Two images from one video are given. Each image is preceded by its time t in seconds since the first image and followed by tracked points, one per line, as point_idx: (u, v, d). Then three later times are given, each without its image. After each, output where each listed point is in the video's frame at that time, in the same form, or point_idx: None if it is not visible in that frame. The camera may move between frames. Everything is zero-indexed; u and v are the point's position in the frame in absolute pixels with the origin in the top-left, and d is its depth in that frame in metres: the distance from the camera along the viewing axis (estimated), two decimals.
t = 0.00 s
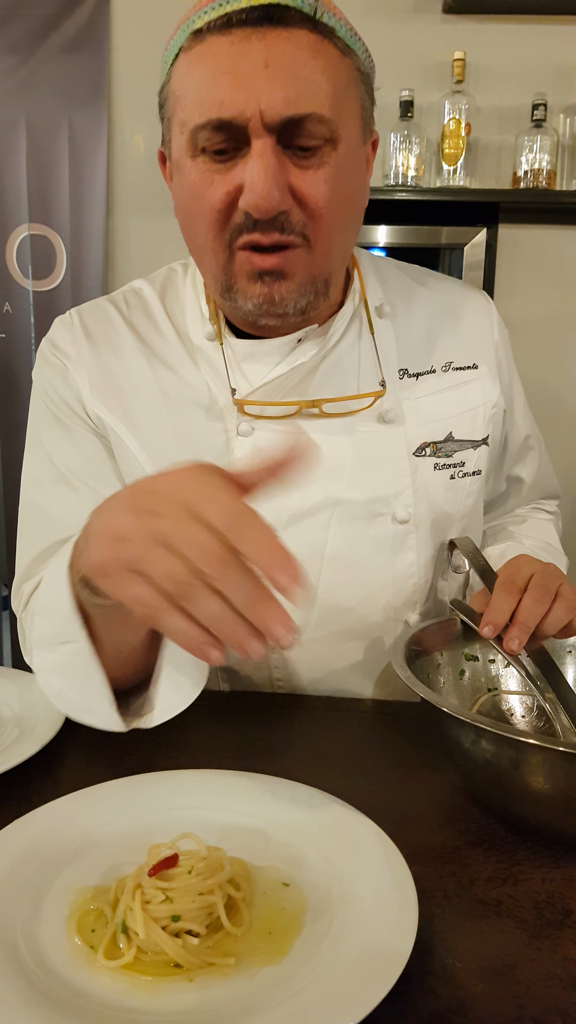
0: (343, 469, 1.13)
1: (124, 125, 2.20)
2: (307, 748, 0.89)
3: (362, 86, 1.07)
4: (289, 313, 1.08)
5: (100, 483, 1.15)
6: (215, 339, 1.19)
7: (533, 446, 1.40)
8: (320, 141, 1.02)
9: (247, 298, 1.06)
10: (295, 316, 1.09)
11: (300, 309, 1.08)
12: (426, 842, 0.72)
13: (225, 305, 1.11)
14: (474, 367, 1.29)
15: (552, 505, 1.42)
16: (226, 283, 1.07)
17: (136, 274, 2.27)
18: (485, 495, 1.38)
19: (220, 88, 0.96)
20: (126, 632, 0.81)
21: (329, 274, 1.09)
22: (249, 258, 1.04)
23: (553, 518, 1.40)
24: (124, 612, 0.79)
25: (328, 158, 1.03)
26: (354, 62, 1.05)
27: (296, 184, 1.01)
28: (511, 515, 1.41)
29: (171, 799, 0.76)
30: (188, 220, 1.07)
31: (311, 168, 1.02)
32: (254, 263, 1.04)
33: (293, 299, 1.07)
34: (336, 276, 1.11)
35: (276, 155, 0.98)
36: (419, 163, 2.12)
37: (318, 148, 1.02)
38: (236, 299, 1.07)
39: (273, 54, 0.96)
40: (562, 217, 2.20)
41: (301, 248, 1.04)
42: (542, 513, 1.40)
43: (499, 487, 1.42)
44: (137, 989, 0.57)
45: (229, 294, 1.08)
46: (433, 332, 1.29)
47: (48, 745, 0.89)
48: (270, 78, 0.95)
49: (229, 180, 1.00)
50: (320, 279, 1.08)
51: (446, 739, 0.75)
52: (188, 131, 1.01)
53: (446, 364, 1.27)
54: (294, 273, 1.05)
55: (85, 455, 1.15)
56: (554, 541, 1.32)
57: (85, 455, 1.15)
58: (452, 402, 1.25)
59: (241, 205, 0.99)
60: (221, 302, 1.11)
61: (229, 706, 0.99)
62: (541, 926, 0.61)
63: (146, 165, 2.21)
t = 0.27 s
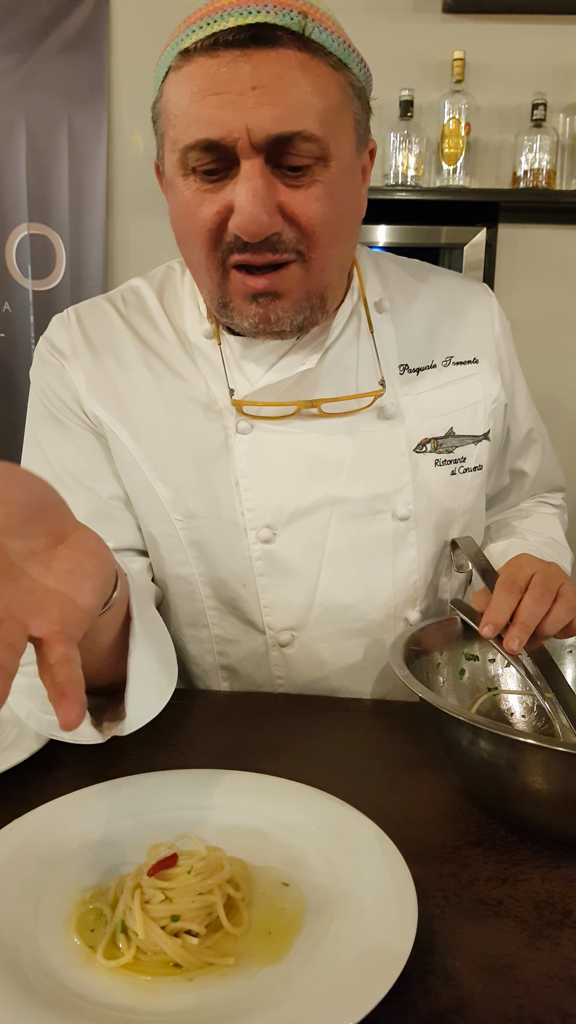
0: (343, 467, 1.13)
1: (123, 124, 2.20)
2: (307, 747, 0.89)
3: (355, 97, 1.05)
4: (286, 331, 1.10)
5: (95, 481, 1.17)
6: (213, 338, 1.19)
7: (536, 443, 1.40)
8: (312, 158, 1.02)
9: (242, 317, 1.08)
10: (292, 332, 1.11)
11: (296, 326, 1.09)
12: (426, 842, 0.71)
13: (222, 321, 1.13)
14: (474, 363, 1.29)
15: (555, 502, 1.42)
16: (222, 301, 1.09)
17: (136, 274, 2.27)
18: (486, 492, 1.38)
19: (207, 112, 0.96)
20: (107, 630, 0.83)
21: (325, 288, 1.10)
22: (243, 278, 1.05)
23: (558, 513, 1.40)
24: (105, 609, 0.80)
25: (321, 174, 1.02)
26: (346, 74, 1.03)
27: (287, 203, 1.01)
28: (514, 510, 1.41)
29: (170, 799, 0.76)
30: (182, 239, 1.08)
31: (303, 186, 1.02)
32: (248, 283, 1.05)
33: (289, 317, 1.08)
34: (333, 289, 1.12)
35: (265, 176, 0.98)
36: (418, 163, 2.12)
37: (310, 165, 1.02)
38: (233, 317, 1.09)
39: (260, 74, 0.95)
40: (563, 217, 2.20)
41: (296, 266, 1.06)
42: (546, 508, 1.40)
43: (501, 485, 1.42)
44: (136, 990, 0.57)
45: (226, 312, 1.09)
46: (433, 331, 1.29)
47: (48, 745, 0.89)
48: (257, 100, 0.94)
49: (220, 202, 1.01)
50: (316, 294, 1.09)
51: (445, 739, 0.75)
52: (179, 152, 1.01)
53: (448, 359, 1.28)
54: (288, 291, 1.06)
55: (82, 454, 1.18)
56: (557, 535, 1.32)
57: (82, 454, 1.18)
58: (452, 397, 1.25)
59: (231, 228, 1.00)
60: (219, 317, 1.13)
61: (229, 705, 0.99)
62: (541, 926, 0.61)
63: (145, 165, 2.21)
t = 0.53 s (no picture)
0: (343, 467, 1.13)
1: (123, 124, 2.20)
2: (308, 748, 0.89)
3: (357, 87, 1.06)
4: (288, 321, 1.08)
5: (94, 481, 1.17)
6: (214, 338, 1.19)
7: (538, 443, 1.40)
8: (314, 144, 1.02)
9: (244, 306, 1.07)
10: (293, 323, 1.09)
11: (298, 316, 1.08)
12: (425, 842, 0.71)
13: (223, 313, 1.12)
14: (476, 363, 1.29)
15: (556, 502, 1.42)
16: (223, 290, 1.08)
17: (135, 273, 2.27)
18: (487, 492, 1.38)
19: (210, 95, 0.96)
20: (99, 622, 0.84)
21: (327, 278, 1.09)
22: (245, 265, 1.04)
23: (558, 512, 1.40)
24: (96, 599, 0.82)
25: (324, 160, 1.03)
26: (349, 64, 1.04)
27: (291, 188, 1.01)
28: (515, 509, 1.41)
29: (169, 800, 0.76)
30: (184, 228, 1.07)
31: (307, 170, 1.02)
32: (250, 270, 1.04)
33: (291, 306, 1.06)
34: (335, 281, 1.11)
35: (269, 159, 0.99)
36: (418, 163, 2.12)
37: (313, 152, 1.02)
38: (234, 307, 1.08)
39: (263, 58, 0.96)
40: (563, 217, 2.20)
41: (298, 253, 1.05)
42: (547, 508, 1.40)
43: (502, 484, 1.42)
44: (135, 990, 0.57)
45: (227, 302, 1.08)
46: (434, 331, 1.29)
47: (47, 745, 0.89)
48: (260, 82, 0.95)
49: (223, 185, 1.01)
50: (318, 284, 1.08)
51: (444, 739, 0.75)
52: (182, 137, 1.02)
53: (450, 359, 1.27)
54: (291, 279, 1.05)
55: (81, 454, 1.17)
56: (557, 535, 1.32)
57: (81, 455, 1.17)
58: (453, 397, 1.25)
59: (235, 210, 1.00)
60: (219, 309, 1.12)
61: (229, 705, 0.99)
62: (540, 926, 0.61)
63: (145, 165, 2.21)
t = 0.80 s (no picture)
0: (342, 468, 1.13)
1: (123, 124, 2.20)
2: (307, 748, 0.89)
3: (369, 74, 1.12)
4: (310, 286, 1.06)
5: (93, 482, 1.18)
6: (214, 339, 1.19)
7: (537, 444, 1.39)
8: (338, 111, 1.05)
9: (268, 266, 1.04)
10: (315, 290, 1.07)
11: (321, 281, 1.06)
12: (424, 842, 0.72)
13: (238, 285, 1.09)
14: (476, 364, 1.29)
15: (556, 502, 1.41)
16: (246, 253, 1.06)
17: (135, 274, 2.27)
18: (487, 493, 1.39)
19: (245, 53, 0.99)
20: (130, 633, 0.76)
21: (347, 247, 1.08)
22: (272, 222, 1.03)
23: (557, 512, 1.40)
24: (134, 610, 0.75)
25: (346, 127, 1.05)
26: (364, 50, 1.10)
27: (320, 147, 1.02)
28: (514, 510, 1.41)
29: (167, 800, 0.76)
30: (204, 194, 1.06)
31: (334, 132, 1.04)
32: (277, 227, 1.03)
33: (316, 267, 1.05)
34: (351, 255, 1.11)
35: (303, 116, 1.01)
36: (417, 164, 2.13)
37: (337, 117, 1.05)
38: (256, 270, 1.05)
39: (295, 23, 0.99)
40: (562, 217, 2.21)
41: (325, 212, 1.04)
42: (547, 508, 1.39)
43: (502, 486, 1.42)
44: (133, 990, 0.57)
45: (249, 266, 1.06)
46: (433, 331, 1.29)
47: (46, 745, 0.89)
48: (294, 43, 0.99)
49: (254, 141, 1.01)
50: (340, 249, 1.07)
51: (443, 739, 0.75)
52: (209, 101, 1.03)
53: (449, 360, 1.27)
54: (317, 238, 1.04)
55: (80, 455, 1.18)
56: (557, 536, 1.32)
57: (81, 456, 1.18)
58: (452, 398, 1.25)
59: (269, 161, 1.00)
60: (234, 282, 1.10)
61: (229, 705, 0.98)
62: (539, 926, 0.61)
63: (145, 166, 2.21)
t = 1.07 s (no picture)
0: (342, 469, 1.13)
1: (122, 124, 2.20)
2: (306, 748, 0.89)
3: (365, 71, 1.09)
4: (281, 281, 1.06)
5: (98, 481, 1.15)
6: (215, 339, 1.19)
7: (534, 446, 1.40)
8: (318, 107, 1.04)
9: (238, 262, 1.05)
10: (288, 284, 1.07)
11: (294, 277, 1.06)
12: (424, 843, 0.72)
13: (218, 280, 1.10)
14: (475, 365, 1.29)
15: (552, 504, 1.42)
16: (219, 248, 1.06)
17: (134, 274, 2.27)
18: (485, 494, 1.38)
19: (219, 50, 0.99)
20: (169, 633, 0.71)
21: (326, 245, 1.07)
22: (242, 219, 1.03)
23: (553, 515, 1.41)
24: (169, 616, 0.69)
25: (327, 123, 1.04)
26: (358, 48, 1.08)
27: (290, 144, 1.02)
28: (512, 510, 1.41)
29: (167, 801, 0.76)
30: (184, 189, 1.07)
31: (310, 129, 1.03)
32: (246, 223, 1.03)
33: (286, 264, 1.05)
34: (334, 252, 1.10)
35: (271, 112, 1.00)
36: (417, 164, 2.12)
37: (317, 114, 1.04)
38: (228, 266, 1.06)
39: (272, 19, 0.99)
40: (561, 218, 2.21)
41: (296, 210, 1.04)
42: (542, 511, 1.40)
43: (500, 487, 1.42)
44: (133, 991, 0.57)
45: (222, 261, 1.06)
46: (432, 332, 1.29)
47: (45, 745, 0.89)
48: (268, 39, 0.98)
49: (224, 137, 1.01)
50: (316, 246, 1.06)
51: (443, 740, 0.75)
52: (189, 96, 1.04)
53: (449, 361, 1.28)
54: (288, 235, 1.04)
55: (84, 454, 1.15)
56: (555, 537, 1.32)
57: (85, 454, 1.15)
58: (452, 399, 1.25)
59: (234, 157, 1.00)
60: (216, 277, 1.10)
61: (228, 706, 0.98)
62: (539, 927, 0.61)
63: (144, 166, 2.21)
